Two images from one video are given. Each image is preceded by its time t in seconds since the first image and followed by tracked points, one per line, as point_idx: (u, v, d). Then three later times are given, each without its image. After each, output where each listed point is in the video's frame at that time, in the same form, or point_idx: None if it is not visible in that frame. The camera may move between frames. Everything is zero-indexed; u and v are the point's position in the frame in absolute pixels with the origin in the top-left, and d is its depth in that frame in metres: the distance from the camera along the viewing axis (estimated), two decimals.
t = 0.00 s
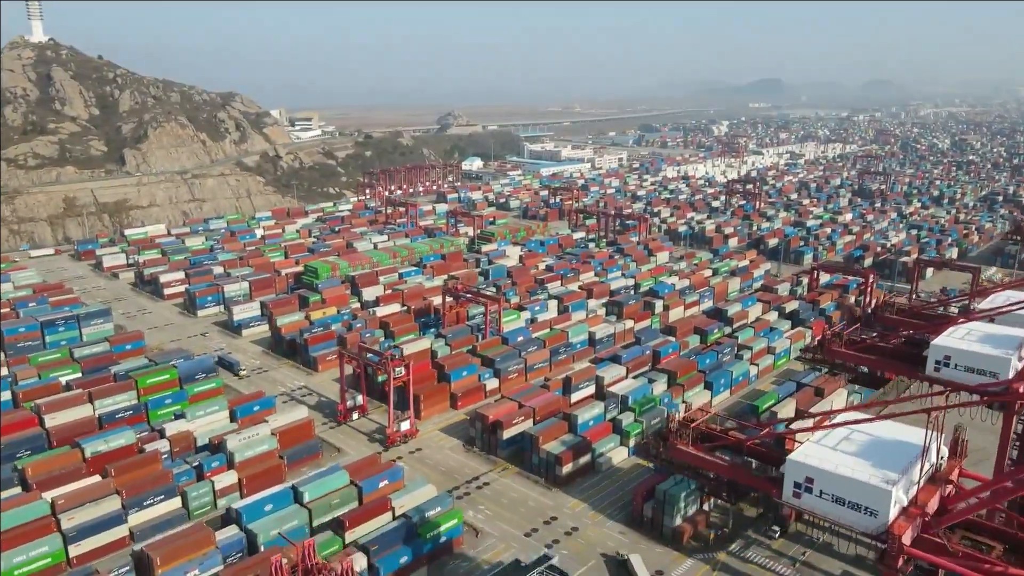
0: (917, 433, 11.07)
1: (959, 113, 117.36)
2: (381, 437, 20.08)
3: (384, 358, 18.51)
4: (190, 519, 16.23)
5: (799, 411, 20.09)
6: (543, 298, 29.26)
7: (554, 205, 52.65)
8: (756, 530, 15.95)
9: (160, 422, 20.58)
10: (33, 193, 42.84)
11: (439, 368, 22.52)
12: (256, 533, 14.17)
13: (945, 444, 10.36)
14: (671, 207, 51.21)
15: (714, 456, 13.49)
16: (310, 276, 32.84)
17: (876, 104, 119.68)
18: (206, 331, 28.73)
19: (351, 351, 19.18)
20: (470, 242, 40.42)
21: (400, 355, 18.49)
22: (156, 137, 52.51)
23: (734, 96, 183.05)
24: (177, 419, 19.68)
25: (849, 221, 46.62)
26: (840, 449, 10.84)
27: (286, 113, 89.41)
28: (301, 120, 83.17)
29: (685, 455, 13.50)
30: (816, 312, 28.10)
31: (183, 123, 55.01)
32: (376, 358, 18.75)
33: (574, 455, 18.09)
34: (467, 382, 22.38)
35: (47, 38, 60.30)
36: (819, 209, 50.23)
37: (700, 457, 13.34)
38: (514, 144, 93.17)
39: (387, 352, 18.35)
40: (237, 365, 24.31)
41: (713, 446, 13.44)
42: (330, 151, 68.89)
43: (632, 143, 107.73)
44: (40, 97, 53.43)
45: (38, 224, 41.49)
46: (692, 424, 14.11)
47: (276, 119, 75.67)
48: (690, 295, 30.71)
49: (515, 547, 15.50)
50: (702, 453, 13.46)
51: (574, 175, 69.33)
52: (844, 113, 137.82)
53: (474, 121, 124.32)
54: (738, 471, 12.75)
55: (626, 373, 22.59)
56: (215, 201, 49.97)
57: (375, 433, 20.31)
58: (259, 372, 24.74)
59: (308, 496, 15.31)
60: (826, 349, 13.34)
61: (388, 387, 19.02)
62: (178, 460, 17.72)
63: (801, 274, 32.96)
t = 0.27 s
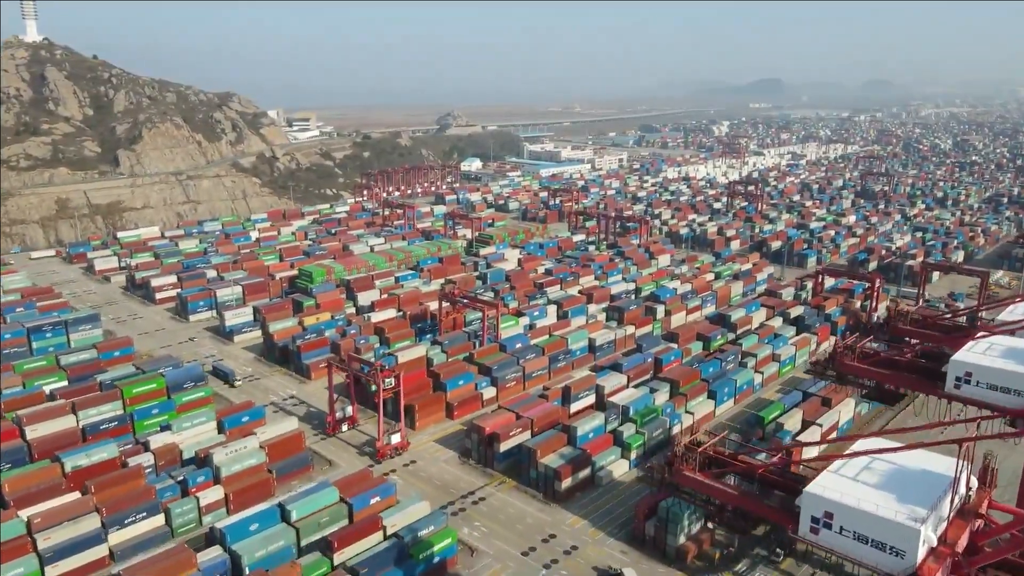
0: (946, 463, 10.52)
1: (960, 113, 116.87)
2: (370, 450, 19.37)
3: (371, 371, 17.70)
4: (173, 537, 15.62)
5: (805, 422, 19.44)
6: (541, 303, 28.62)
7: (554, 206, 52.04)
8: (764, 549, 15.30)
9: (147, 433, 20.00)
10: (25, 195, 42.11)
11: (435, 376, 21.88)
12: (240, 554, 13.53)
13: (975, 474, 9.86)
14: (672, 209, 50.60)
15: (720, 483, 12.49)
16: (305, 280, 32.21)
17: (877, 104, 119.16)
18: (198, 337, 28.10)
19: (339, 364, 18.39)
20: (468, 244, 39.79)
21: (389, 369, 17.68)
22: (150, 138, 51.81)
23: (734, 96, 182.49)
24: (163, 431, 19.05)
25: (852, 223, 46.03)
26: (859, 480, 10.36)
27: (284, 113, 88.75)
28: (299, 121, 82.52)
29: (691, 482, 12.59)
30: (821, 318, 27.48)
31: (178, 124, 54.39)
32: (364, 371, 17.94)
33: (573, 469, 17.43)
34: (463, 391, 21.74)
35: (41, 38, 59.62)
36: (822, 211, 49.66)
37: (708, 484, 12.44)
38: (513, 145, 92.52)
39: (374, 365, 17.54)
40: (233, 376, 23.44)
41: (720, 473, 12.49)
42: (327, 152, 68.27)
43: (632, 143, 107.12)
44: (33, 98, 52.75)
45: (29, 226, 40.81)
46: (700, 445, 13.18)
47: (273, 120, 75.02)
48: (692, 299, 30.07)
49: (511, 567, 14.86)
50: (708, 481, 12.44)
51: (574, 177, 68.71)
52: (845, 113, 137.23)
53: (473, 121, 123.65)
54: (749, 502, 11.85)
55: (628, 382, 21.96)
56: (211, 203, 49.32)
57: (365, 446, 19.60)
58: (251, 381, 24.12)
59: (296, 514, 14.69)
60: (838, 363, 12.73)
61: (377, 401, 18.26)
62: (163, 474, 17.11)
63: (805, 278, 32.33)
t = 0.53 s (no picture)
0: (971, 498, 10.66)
1: (962, 113, 116.43)
2: (359, 464, 18.64)
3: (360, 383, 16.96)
4: (155, 556, 14.99)
5: (812, 433, 18.77)
6: (540, 308, 28.00)
7: (553, 208, 51.41)
8: (771, 571, 14.63)
9: (132, 443, 19.37)
10: (17, 196, 41.34)
11: (429, 385, 21.21)
12: None
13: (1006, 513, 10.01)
14: (673, 210, 49.96)
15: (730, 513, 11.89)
16: (299, 283, 31.57)
17: (879, 104, 118.54)
18: (188, 343, 27.44)
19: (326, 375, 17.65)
20: (466, 247, 39.17)
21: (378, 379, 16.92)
22: (145, 138, 51.06)
23: (734, 97, 181.95)
24: (147, 444, 18.37)
25: (856, 225, 45.40)
26: (881, 516, 10.42)
27: (282, 114, 88.11)
28: (296, 121, 81.82)
29: (697, 512, 11.98)
30: (826, 323, 26.84)
31: (173, 124, 53.71)
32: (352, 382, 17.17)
33: (572, 484, 16.77)
34: (459, 400, 21.10)
35: (35, 37, 58.94)
36: (825, 213, 49.04)
37: (715, 515, 11.84)
38: (512, 145, 91.93)
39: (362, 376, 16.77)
40: (228, 388, 22.55)
41: (729, 503, 11.90)
42: (325, 153, 67.61)
43: (632, 144, 106.51)
44: (26, 98, 52.07)
45: (20, 228, 40.10)
46: (706, 471, 12.62)
47: (270, 120, 74.39)
48: (694, 304, 29.42)
49: None
50: (716, 509, 11.85)
51: (574, 178, 68.08)
52: (846, 113, 136.68)
53: (473, 121, 123.04)
54: (760, 535, 11.27)
55: (628, 391, 21.29)
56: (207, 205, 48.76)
57: (353, 459, 18.87)
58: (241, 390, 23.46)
59: (282, 533, 14.08)
60: (853, 379, 11.98)
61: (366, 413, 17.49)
62: (145, 489, 16.48)
63: (810, 282, 31.66)
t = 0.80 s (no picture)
0: (1004, 550, 11.26)
1: (964, 113, 115.84)
2: (347, 479, 17.98)
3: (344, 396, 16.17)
4: None
5: (819, 445, 18.13)
6: (539, 313, 27.39)
7: (553, 209, 50.78)
8: None
9: (116, 455, 18.84)
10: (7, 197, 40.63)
11: (424, 395, 20.58)
12: None
13: None
14: (674, 212, 49.32)
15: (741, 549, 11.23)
16: (293, 287, 30.96)
17: (880, 104, 117.96)
18: (178, 348, 26.84)
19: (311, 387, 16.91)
20: (464, 250, 38.55)
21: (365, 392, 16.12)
22: (139, 138, 50.34)
23: (734, 96, 181.23)
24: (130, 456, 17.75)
25: (859, 227, 44.81)
26: (909, 559, 11.05)
27: (279, 115, 87.42)
28: (294, 121, 81.10)
29: (707, 548, 11.38)
30: (831, 329, 26.25)
31: (168, 124, 53.08)
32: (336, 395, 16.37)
33: (571, 500, 16.16)
34: (455, 410, 20.50)
35: (28, 37, 58.19)
36: (827, 214, 48.44)
37: (726, 550, 11.21)
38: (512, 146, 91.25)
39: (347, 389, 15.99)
40: (222, 399, 21.86)
41: (739, 539, 11.23)
42: (323, 153, 66.97)
43: (632, 144, 105.83)
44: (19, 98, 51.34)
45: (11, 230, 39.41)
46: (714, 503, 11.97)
47: (267, 120, 73.68)
48: (696, 309, 28.84)
49: None
50: (727, 546, 11.20)
51: (574, 178, 67.43)
52: (847, 113, 136.06)
53: (472, 121, 122.36)
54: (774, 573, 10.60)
55: (629, 401, 20.67)
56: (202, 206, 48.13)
57: (342, 473, 18.20)
58: (232, 398, 22.89)
59: (267, 555, 13.49)
60: (869, 396, 11.35)
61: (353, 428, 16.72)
62: (127, 505, 15.89)
63: (814, 286, 31.01)
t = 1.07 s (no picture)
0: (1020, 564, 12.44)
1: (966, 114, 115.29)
2: (334, 494, 17.26)
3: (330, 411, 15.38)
4: None
5: (827, 458, 17.48)
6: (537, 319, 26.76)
7: (552, 211, 50.12)
8: None
9: (99, 467, 18.21)
10: None
11: (418, 405, 19.92)
12: None
13: None
14: (675, 214, 48.74)
15: None
16: (287, 292, 30.33)
17: (882, 104, 117.34)
18: (168, 355, 26.20)
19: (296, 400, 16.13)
20: (461, 253, 37.90)
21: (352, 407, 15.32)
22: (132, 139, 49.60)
23: (735, 97, 180.55)
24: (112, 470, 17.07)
25: (863, 229, 44.18)
26: None
27: (276, 115, 86.72)
28: (291, 122, 80.36)
29: None
30: (837, 335, 25.60)
31: (163, 125, 52.41)
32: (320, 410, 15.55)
33: (569, 516, 15.49)
34: (451, 420, 19.88)
35: (21, 36, 57.40)
36: (831, 217, 47.82)
37: None
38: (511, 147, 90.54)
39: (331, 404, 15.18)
40: (214, 411, 21.13)
41: None
42: (320, 154, 66.38)
43: (632, 145, 105.14)
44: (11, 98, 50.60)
45: None
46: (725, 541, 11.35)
47: (264, 121, 72.95)
48: (698, 314, 28.22)
49: None
50: None
51: (573, 180, 66.75)
52: (848, 114, 135.45)
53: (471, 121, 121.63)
54: None
55: (630, 411, 20.02)
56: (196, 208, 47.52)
57: (328, 488, 17.48)
58: (221, 407, 22.25)
59: None
60: (883, 414, 10.74)
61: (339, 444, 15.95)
62: (108, 522, 15.20)
63: (818, 290, 30.37)
